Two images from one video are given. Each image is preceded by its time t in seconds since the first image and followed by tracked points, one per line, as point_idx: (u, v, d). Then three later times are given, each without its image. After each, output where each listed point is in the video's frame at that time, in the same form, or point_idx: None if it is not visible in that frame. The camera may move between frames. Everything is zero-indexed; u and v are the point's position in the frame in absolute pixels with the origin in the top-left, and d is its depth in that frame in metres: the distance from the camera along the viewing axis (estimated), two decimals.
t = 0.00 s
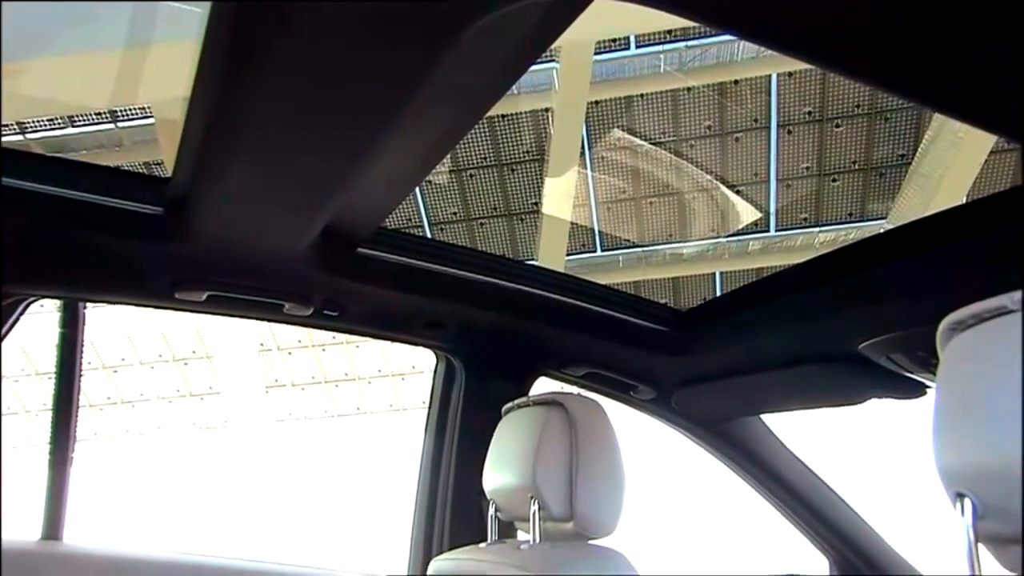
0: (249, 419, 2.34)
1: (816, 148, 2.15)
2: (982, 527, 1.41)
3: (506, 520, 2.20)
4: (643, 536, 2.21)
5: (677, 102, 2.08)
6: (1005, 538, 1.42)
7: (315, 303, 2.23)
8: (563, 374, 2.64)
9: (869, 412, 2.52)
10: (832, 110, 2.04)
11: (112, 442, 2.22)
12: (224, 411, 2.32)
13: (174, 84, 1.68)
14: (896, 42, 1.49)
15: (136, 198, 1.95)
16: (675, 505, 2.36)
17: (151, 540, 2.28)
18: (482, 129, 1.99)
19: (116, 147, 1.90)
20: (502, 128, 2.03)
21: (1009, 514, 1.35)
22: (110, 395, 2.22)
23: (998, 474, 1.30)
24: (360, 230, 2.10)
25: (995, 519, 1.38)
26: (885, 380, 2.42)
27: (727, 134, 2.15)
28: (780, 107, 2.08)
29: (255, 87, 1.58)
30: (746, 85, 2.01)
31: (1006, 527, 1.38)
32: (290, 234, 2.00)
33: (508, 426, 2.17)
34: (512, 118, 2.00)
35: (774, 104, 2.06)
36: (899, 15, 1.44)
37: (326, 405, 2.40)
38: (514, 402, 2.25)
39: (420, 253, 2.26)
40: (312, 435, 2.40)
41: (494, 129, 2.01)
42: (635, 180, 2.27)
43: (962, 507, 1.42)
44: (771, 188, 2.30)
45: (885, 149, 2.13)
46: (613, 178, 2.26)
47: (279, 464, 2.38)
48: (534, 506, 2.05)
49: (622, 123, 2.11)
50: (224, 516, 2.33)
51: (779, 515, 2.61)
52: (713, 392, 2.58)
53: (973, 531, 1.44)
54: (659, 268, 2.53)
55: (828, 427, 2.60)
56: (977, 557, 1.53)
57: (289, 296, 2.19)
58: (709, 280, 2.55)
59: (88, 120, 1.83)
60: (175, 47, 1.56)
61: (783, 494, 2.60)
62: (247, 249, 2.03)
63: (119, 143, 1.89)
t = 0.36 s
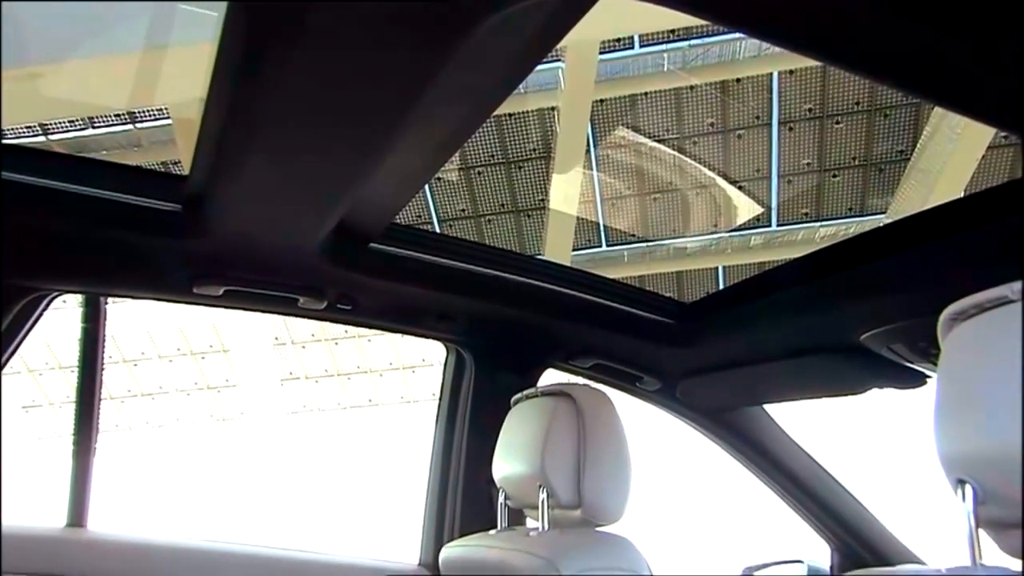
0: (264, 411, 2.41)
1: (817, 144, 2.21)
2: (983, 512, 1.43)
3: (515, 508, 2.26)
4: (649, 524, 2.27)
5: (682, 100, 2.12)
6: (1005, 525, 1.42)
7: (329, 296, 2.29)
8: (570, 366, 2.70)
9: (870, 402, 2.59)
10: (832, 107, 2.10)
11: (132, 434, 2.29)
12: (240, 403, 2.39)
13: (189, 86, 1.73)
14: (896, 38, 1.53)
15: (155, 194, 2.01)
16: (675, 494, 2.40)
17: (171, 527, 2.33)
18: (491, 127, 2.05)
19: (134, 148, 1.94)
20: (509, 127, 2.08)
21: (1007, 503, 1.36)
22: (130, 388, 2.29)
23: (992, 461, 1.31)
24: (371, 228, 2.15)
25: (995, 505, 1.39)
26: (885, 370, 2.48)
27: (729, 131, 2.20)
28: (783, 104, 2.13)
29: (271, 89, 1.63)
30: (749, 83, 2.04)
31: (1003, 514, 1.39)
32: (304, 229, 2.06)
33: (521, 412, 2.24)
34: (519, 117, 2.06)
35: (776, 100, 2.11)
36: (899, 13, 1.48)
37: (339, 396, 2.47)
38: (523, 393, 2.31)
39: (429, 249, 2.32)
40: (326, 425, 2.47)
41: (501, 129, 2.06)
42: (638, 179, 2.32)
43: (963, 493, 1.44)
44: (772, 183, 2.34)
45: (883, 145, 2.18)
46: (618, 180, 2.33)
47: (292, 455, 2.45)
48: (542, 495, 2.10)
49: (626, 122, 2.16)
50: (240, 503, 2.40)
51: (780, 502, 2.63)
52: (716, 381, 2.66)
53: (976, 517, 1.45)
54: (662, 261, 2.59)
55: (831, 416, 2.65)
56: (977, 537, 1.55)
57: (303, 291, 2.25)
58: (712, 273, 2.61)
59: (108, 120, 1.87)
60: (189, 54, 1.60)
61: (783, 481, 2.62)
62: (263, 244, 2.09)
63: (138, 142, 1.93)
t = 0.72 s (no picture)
0: (280, 402, 2.45)
1: (818, 141, 2.25)
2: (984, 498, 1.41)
3: (524, 496, 2.31)
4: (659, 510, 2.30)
5: (686, 98, 2.17)
6: (1001, 512, 1.39)
7: (342, 291, 2.36)
8: (577, 358, 2.76)
9: (872, 390, 2.65)
10: (833, 105, 2.14)
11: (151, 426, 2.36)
12: (257, 395, 2.43)
13: (207, 87, 1.74)
14: (899, 32, 1.58)
15: (176, 191, 2.09)
16: (685, 485, 2.45)
17: (190, 514, 2.42)
18: (498, 127, 2.10)
19: (154, 147, 2.00)
20: (516, 126, 2.13)
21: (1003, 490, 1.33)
22: (149, 380, 2.36)
23: (998, 446, 1.30)
24: (383, 224, 2.21)
25: (995, 492, 1.36)
26: (887, 360, 2.53)
27: (731, 128, 2.25)
28: (784, 102, 2.17)
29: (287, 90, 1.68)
30: (751, 82, 2.08)
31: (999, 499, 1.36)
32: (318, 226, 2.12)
33: (529, 402, 2.31)
34: (526, 116, 2.11)
35: (777, 96, 2.15)
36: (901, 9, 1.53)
37: (352, 388, 2.50)
38: (531, 384, 2.37)
39: (439, 244, 2.38)
40: (339, 416, 2.51)
41: (508, 128, 2.12)
42: (643, 175, 2.38)
43: (966, 480, 1.43)
44: (774, 179, 2.38)
45: (883, 141, 2.23)
46: (623, 177, 2.39)
47: (309, 442, 2.52)
48: (552, 482, 2.14)
49: (631, 120, 2.22)
50: (258, 490, 2.48)
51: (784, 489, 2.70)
52: (723, 371, 2.68)
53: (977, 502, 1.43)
54: (666, 255, 2.67)
55: (835, 404, 2.71)
56: (978, 523, 1.52)
57: (318, 286, 2.32)
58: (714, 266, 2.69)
59: (128, 121, 1.90)
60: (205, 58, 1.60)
61: (786, 469, 2.71)
62: (278, 241, 2.15)
63: (156, 142, 1.99)
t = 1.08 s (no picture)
0: (294, 393, 2.53)
1: (820, 136, 2.28)
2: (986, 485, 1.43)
3: (534, 483, 2.38)
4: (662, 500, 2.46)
5: (689, 94, 2.19)
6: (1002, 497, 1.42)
7: (355, 284, 2.42)
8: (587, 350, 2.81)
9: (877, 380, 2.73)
10: (834, 100, 2.18)
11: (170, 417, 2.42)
12: (274, 387, 2.51)
13: (221, 89, 1.84)
14: (904, 24, 1.62)
15: (191, 186, 2.14)
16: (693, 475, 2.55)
17: (205, 501, 2.44)
18: (506, 124, 2.12)
19: (172, 147, 2.07)
20: (525, 122, 2.16)
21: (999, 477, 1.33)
22: (169, 372, 2.42)
23: (1002, 436, 1.30)
24: (396, 216, 2.27)
25: (999, 477, 1.38)
26: (889, 348, 2.59)
27: (735, 124, 2.28)
28: (786, 97, 2.20)
29: (303, 88, 1.73)
30: (754, 78, 2.13)
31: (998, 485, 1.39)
32: (332, 220, 2.17)
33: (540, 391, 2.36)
34: (533, 113, 2.15)
35: (779, 95, 2.19)
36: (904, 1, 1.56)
37: (364, 378, 2.58)
38: (541, 373, 2.43)
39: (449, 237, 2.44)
40: (351, 406, 2.59)
41: (517, 124, 2.15)
42: (648, 170, 2.42)
43: (967, 465, 1.43)
44: (777, 174, 2.42)
45: (883, 136, 2.27)
46: (628, 172, 2.43)
47: (323, 434, 2.58)
48: (560, 471, 2.21)
49: (636, 117, 2.25)
50: (274, 478, 2.52)
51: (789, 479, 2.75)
52: (729, 362, 2.74)
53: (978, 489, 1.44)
54: (671, 249, 2.71)
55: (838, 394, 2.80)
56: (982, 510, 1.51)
57: (331, 279, 2.38)
58: (718, 260, 2.73)
59: (146, 121, 2.00)
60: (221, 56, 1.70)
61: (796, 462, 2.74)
62: (293, 236, 2.21)
63: (173, 142, 2.05)
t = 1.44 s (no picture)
0: (309, 385, 2.59)
1: (822, 132, 2.32)
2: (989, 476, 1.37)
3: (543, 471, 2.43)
4: (675, 483, 2.45)
5: (693, 91, 2.23)
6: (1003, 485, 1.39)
7: (369, 278, 2.50)
8: (597, 342, 2.87)
9: (880, 369, 2.80)
10: (835, 98, 2.20)
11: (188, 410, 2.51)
12: (288, 379, 2.58)
13: (237, 88, 1.86)
14: (905, 17, 1.64)
15: (210, 183, 2.21)
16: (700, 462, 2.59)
17: (228, 489, 2.55)
18: (513, 122, 2.16)
19: (188, 147, 2.12)
20: (531, 121, 2.20)
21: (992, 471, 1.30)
22: (188, 366, 2.51)
23: (1001, 424, 1.17)
24: (408, 212, 2.34)
25: (1003, 464, 1.26)
26: (891, 338, 2.65)
27: (738, 121, 2.30)
28: (788, 93, 2.22)
29: (317, 89, 1.78)
30: (757, 75, 2.15)
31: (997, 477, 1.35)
32: (346, 215, 2.23)
33: (549, 380, 2.39)
34: (540, 112, 2.17)
35: (782, 91, 2.21)
36: None
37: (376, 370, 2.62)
38: (549, 365, 2.49)
39: (461, 231, 2.52)
40: (363, 398, 2.61)
41: (523, 123, 2.19)
42: (652, 165, 2.47)
43: (971, 452, 1.33)
44: (779, 170, 2.46)
45: (885, 131, 2.31)
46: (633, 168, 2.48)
47: (336, 426, 2.61)
48: (569, 459, 2.24)
49: (642, 114, 2.28)
50: (290, 467, 2.59)
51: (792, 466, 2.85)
52: (735, 353, 2.80)
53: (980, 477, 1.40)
54: (676, 243, 2.76)
55: (842, 384, 2.87)
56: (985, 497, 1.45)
57: (344, 273, 2.46)
58: (722, 254, 2.79)
59: (163, 121, 2.03)
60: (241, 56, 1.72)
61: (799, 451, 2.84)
62: (307, 231, 2.27)
63: (190, 142, 2.11)
